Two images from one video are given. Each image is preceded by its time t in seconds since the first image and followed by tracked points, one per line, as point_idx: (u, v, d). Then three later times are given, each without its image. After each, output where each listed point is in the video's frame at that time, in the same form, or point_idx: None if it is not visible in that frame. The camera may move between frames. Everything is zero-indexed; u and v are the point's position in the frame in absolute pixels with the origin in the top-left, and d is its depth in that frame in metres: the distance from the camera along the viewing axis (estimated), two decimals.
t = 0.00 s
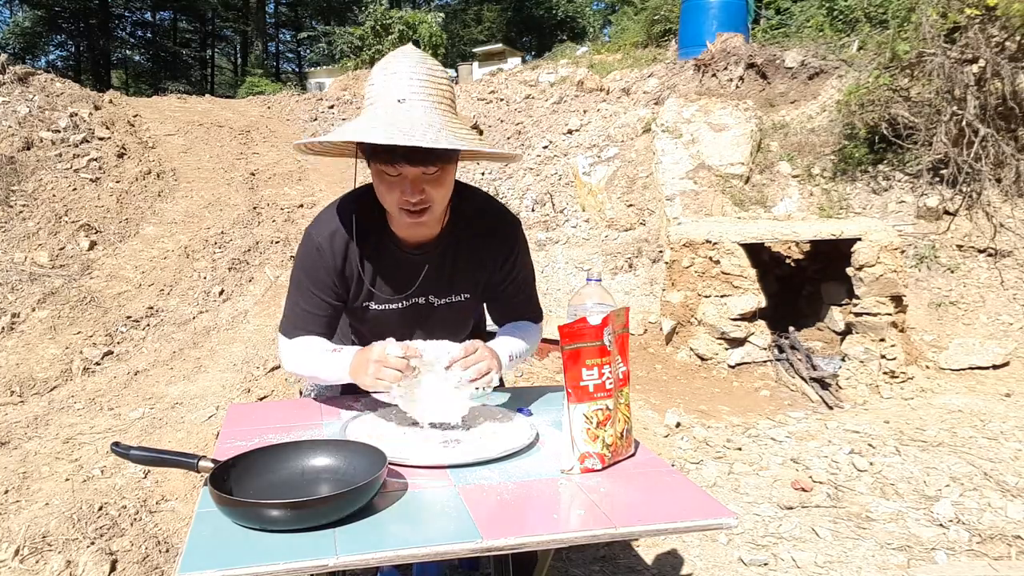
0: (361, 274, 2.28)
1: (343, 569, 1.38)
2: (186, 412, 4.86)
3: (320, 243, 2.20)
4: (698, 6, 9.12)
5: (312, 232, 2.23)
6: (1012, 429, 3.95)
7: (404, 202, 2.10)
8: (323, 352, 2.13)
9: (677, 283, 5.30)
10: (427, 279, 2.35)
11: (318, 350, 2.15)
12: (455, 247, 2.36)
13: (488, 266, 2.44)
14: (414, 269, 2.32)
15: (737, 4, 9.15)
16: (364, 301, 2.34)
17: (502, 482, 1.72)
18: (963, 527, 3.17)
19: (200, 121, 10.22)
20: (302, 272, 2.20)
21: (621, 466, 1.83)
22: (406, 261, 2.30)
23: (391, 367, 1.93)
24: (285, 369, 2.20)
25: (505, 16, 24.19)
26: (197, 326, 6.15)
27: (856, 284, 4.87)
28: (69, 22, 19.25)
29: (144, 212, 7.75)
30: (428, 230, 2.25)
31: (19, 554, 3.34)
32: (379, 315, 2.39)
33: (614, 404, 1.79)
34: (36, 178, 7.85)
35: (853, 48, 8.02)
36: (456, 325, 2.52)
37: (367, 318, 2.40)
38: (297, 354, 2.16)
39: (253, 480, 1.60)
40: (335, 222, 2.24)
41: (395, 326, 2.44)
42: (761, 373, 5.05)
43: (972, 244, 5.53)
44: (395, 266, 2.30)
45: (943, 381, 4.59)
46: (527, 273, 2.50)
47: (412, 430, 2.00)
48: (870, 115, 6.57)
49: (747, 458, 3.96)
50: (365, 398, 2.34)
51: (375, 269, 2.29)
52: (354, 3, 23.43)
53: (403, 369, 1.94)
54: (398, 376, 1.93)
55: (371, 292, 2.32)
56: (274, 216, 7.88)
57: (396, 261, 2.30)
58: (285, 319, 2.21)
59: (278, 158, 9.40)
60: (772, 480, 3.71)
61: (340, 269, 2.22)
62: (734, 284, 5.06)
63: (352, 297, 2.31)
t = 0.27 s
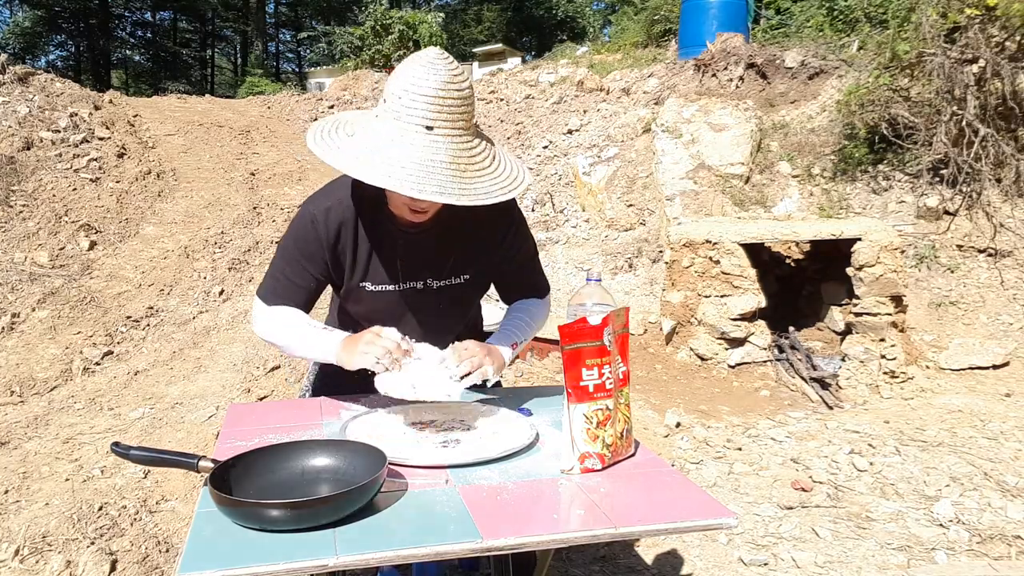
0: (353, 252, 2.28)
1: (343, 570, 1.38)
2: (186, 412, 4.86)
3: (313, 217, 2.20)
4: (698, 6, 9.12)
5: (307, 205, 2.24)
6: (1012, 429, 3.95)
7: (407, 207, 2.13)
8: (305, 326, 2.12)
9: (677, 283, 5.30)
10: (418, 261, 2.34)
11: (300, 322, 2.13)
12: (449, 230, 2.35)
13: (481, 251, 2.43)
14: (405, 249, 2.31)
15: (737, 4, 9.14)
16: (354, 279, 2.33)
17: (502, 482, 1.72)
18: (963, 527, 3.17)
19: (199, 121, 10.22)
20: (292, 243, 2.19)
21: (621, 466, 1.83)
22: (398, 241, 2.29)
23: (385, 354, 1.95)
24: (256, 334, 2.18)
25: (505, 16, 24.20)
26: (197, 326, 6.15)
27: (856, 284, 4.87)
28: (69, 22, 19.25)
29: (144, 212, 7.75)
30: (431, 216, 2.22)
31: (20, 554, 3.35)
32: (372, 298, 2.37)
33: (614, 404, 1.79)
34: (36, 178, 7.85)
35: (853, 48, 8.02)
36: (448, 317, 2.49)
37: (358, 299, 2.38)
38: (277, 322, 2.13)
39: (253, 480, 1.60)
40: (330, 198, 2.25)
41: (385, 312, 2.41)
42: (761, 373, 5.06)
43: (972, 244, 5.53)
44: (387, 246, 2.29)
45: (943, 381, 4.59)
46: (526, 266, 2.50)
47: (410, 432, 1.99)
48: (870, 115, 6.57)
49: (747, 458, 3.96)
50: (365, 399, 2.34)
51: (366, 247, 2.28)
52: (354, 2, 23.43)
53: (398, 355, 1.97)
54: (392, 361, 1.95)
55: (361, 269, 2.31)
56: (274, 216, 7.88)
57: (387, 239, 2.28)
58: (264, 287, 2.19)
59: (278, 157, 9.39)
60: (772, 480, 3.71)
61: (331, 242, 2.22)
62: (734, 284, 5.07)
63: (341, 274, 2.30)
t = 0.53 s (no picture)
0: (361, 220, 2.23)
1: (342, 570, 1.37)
2: (186, 412, 4.85)
3: (322, 181, 2.17)
4: (698, 6, 9.11)
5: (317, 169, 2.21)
6: (1013, 429, 3.94)
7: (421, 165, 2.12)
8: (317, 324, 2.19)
9: (677, 283, 5.30)
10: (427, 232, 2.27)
11: (313, 318, 2.19)
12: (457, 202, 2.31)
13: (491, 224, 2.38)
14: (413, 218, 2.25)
15: (737, 4, 9.14)
16: (362, 252, 2.26)
17: (502, 482, 1.72)
18: (963, 527, 3.17)
19: (199, 121, 10.22)
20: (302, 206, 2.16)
21: (621, 466, 1.83)
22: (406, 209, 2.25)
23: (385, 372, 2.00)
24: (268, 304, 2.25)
25: (505, 15, 24.22)
26: (197, 326, 6.15)
27: (856, 285, 4.87)
28: (69, 22, 19.26)
29: (144, 212, 7.75)
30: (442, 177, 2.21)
31: (19, 555, 3.34)
32: (376, 272, 2.29)
33: (615, 404, 1.78)
34: (36, 178, 7.84)
35: (853, 48, 8.02)
36: (457, 297, 2.41)
37: (365, 275, 2.31)
38: (286, 303, 2.21)
39: (253, 480, 1.59)
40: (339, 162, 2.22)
41: (390, 289, 2.33)
42: (761, 373, 5.05)
43: (972, 244, 5.53)
44: (396, 214, 2.24)
45: (943, 381, 4.58)
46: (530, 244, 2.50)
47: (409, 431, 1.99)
48: (870, 115, 6.56)
49: (748, 458, 3.95)
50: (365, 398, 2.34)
51: (374, 216, 2.23)
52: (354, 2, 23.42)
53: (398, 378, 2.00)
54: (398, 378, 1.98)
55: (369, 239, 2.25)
56: (274, 216, 7.87)
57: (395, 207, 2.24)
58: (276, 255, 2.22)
59: (278, 157, 9.39)
60: (772, 480, 3.70)
61: (339, 207, 2.19)
62: (735, 284, 5.06)
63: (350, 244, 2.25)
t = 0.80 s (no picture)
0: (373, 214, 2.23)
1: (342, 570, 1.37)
2: (186, 412, 4.85)
3: (338, 170, 2.17)
4: (698, 6, 9.12)
5: (330, 160, 2.21)
6: (1013, 429, 3.94)
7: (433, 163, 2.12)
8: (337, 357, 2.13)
9: (677, 283, 5.30)
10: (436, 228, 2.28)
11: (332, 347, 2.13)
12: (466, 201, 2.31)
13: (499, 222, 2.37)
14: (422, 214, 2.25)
15: (736, 4, 9.14)
16: (370, 247, 2.26)
17: (502, 482, 1.72)
18: (963, 527, 3.17)
19: (199, 121, 10.22)
20: (315, 197, 2.14)
21: (621, 466, 1.83)
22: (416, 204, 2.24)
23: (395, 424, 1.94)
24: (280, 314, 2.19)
25: (505, 15, 24.22)
26: (197, 326, 6.15)
27: (856, 285, 4.87)
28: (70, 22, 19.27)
29: (144, 212, 7.75)
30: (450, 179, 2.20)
31: (19, 555, 3.34)
32: (385, 267, 2.29)
33: (614, 404, 1.79)
34: (36, 178, 7.84)
35: (853, 48, 8.02)
36: (463, 292, 2.41)
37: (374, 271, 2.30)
38: (291, 303, 2.16)
39: (252, 480, 1.59)
40: (352, 155, 2.22)
41: (397, 286, 2.33)
42: (761, 373, 5.05)
43: (972, 244, 5.53)
44: (406, 209, 2.24)
45: (943, 381, 4.58)
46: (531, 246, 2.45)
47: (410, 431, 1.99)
48: (870, 115, 6.56)
49: (748, 458, 3.95)
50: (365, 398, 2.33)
51: (384, 210, 2.23)
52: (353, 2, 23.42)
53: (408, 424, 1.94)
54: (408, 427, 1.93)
55: (378, 235, 2.24)
56: (274, 216, 7.87)
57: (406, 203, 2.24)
58: (285, 252, 2.15)
59: (278, 157, 9.39)
60: (772, 480, 3.70)
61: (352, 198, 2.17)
62: (734, 284, 5.06)
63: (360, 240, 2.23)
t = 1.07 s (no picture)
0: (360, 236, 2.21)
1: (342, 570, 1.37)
2: (186, 412, 4.85)
3: (323, 196, 2.14)
4: (698, 6, 9.12)
5: (317, 182, 2.18)
6: (1013, 429, 3.94)
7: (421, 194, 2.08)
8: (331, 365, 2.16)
9: (677, 283, 5.30)
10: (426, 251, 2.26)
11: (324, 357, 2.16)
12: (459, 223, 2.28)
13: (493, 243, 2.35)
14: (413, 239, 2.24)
15: (736, 4, 9.15)
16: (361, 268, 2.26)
17: (502, 482, 1.72)
18: (963, 527, 3.16)
19: (199, 121, 10.22)
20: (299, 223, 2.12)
21: (621, 466, 1.83)
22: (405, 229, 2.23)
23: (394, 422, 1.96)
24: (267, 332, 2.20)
25: (505, 15, 24.22)
26: (197, 326, 6.14)
27: (856, 284, 4.87)
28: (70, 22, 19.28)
29: (144, 212, 7.75)
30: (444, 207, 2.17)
31: (19, 555, 3.34)
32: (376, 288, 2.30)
33: (614, 404, 1.79)
34: (36, 178, 7.84)
35: (853, 48, 8.02)
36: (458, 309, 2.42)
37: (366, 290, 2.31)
38: (279, 321, 2.18)
39: (253, 480, 1.59)
40: (341, 176, 2.20)
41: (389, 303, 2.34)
42: (761, 373, 5.05)
43: (972, 244, 5.53)
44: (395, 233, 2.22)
45: (943, 381, 4.58)
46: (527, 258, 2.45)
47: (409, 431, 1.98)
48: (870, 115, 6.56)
49: (748, 458, 3.95)
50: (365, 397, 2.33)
51: (372, 236, 2.21)
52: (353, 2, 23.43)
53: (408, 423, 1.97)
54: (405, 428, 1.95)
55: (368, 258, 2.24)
56: (274, 216, 7.87)
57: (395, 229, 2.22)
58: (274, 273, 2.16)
59: (278, 157, 9.39)
60: (772, 480, 3.70)
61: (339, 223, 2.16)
62: (734, 284, 5.06)
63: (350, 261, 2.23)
